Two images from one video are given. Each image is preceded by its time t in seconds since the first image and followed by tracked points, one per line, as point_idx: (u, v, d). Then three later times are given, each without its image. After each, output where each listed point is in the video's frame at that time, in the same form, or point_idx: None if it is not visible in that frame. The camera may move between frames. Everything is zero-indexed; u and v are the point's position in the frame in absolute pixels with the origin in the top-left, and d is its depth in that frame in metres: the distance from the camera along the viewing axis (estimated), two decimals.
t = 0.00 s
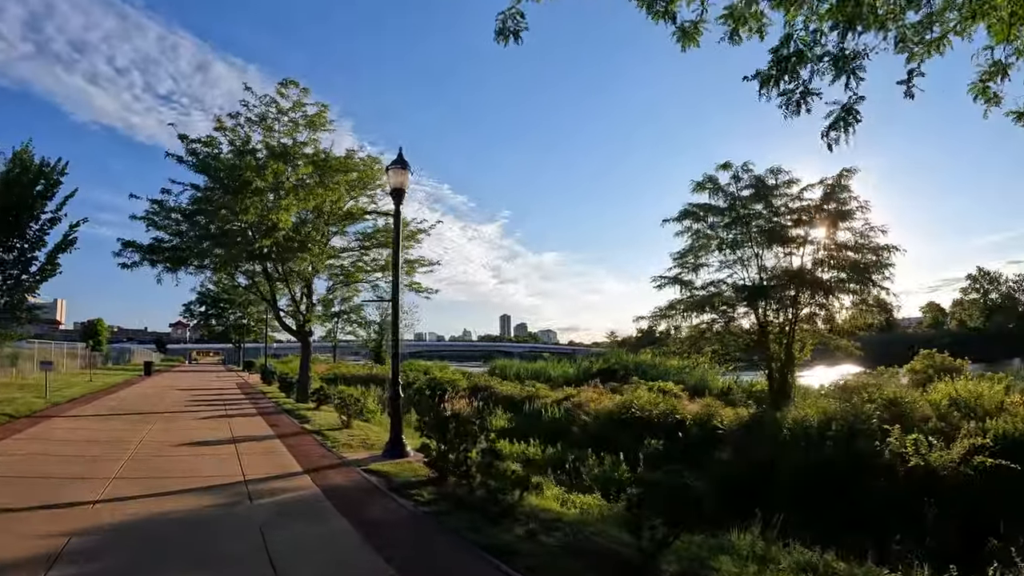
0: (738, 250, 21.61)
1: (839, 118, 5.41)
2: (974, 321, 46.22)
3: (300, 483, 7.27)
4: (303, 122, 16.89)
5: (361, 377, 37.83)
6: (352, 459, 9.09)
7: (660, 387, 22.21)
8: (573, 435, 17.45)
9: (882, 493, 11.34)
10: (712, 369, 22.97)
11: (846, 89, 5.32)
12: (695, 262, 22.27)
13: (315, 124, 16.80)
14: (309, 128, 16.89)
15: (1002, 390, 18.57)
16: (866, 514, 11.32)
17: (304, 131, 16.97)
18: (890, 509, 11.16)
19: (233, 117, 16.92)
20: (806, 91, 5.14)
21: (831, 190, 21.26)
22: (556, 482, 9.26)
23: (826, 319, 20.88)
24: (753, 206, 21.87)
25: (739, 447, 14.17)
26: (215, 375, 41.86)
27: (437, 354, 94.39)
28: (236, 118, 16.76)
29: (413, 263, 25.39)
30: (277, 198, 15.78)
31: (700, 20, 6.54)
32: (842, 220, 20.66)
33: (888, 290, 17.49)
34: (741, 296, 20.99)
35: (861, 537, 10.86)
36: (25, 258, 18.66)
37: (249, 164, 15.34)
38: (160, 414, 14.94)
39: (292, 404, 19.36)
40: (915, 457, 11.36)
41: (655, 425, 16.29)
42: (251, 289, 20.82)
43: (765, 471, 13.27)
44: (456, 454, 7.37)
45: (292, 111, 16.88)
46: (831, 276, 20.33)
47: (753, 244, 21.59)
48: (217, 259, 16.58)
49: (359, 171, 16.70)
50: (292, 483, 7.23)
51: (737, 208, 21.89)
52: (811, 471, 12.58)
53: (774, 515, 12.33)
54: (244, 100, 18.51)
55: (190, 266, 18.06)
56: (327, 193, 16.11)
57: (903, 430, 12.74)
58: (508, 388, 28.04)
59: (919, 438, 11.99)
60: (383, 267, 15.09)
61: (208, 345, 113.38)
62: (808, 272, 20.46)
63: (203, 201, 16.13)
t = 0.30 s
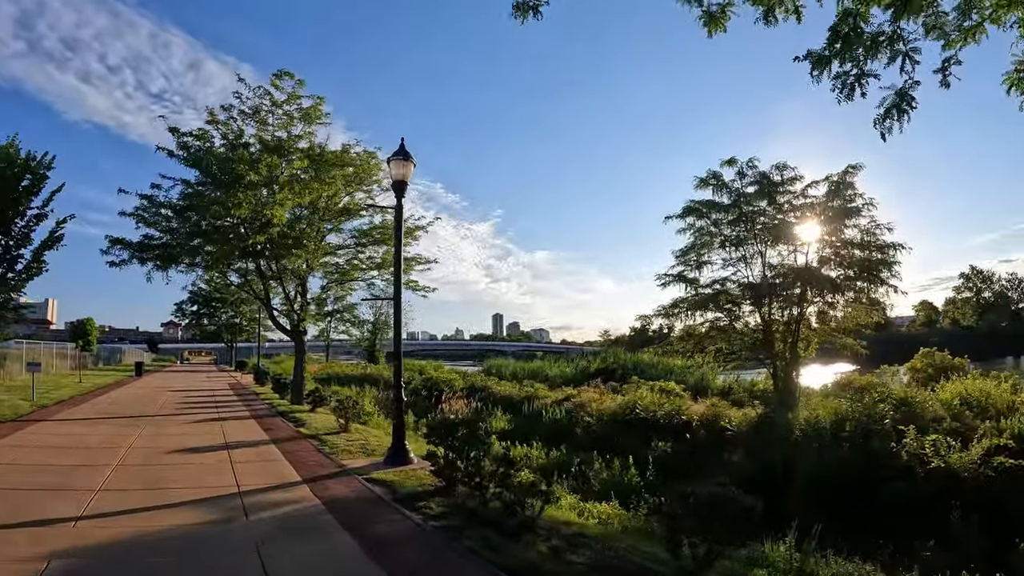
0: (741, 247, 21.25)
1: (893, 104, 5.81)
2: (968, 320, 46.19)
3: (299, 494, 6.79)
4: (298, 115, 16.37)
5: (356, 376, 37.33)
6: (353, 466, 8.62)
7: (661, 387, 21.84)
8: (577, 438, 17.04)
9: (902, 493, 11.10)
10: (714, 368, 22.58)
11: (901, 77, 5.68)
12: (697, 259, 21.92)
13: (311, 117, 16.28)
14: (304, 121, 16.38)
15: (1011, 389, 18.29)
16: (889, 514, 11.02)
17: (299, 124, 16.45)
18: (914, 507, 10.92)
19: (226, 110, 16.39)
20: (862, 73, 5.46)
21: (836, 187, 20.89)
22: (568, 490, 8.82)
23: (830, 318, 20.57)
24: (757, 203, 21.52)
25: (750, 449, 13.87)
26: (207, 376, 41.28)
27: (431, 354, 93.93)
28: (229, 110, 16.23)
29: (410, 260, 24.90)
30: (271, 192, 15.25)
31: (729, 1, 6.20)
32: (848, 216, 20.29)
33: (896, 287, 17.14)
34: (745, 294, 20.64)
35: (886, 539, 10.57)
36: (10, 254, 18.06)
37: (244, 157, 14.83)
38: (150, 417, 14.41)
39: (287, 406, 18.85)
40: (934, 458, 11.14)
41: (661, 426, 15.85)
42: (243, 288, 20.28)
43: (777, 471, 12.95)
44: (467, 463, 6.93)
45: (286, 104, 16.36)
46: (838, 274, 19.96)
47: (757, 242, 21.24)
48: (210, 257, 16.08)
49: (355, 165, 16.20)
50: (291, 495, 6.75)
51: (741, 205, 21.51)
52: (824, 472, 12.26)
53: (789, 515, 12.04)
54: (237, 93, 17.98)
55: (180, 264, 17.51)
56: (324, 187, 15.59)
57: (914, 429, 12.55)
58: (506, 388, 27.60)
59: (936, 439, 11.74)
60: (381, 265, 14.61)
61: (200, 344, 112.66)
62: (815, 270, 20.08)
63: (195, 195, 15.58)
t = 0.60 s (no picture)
0: (751, 242, 20.83)
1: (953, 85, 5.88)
2: (968, 316, 46.02)
3: (307, 501, 6.31)
4: (300, 105, 15.89)
5: (355, 374, 36.88)
6: (362, 468, 8.15)
7: (669, 385, 21.41)
8: (586, 438, 16.63)
9: (928, 494, 10.76)
10: (722, 366, 22.16)
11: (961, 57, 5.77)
12: (705, 255, 21.51)
13: (313, 107, 15.80)
14: (306, 111, 15.90)
15: None
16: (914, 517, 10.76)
17: (301, 115, 15.97)
18: (935, 508, 10.58)
19: (226, 100, 15.91)
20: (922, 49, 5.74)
21: (848, 180, 20.49)
22: (590, 491, 8.36)
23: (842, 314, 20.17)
24: (768, 197, 21.11)
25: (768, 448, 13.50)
26: (204, 373, 40.83)
27: (429, 351, 93.44)
28: (228, 100, 15.75)
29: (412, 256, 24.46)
30: (272, 184, 14.77)
31: None
32: (861, 211, 19.86)
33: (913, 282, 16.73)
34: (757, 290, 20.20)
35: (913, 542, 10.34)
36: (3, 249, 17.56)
37: (243, 148, 14.34)
38: (147, 417, 13.94)
39: (287, 405, 18.38)
40: (960, 456, 10.76)
41: (673, 425, 15.40)
42: (242, 284, 19.77)
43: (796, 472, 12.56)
44: (488, 466, 6.45)
45: (287, 94, 15.88)
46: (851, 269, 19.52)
47: (767, 237, 20.81)
48: (208, 251, 15.61)
49: (358, 156, 15.73)
50: (299, 501, 6.26)
51: (750, 200, 21.08)
52: (843, 472, 12.07)
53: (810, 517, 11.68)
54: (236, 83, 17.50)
55: (178, 259, 17.04)
56: (327, 179, 15.11)
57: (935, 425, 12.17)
58: (509, 386, 27.17)
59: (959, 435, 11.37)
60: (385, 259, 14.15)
61: (197, 342, 112.10)
62: (827, 266, 19.57)
63: (193, 187, 15.10)
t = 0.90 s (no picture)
0: (766, 240, 20.34)
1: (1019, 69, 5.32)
2: (977, 316, 45.55)
3: (320, 514, 5.85)
4: (306, 98, 15.44)
5: (360, 375, 36.43)
6: (375, 476, 7.70)
7: (682, 385, 20.92)
8: (601, 440, 16.15)
9: (959, 498, 10.34)
10: (736, 365, 21.66)
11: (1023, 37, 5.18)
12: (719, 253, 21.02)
13: (320, 101, 15.35)
14: (312, 106, 15.45)
15: None
16: (949, 517, 10.31)
17: (307, 108, 15.52)
18: (967, 512, 10.20)
19: (230, 94, 15.46)
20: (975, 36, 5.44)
21: (866, 176, 19.98)
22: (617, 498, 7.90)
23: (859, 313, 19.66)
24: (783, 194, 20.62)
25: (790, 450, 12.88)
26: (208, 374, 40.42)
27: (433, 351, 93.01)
28: (233, 94, 15.30)
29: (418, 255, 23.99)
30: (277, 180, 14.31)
31: None
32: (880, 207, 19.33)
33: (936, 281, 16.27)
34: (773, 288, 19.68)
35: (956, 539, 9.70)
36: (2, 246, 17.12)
37: (248, 142, 13.88)
38: (149, 420, 13.49)
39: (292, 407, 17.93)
40: (990, 457, 10.34)
41: (690, 427, 14.88)
42: (245, 283, 19.33)
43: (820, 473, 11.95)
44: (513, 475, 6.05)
45: (293, 87, 15.43)
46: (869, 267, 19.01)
47: (781, 234, 20.33)
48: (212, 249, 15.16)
49: (366, 151, 15.28)
50: (311, 514, 5.80)
51: (766, 196, 20.58)
52: (874, 475, 11.42)
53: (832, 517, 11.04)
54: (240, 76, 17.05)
55: (181, 257, 16.60)
56: (334, 175, 14.65)
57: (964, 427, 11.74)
58: (517, 387, 26.70)
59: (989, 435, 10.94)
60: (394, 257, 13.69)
61: (200, 342, 111.77)
62: (845, 263, 19.04)
63: (195, 183, 14.65)
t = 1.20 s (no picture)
0: (789, 233, 19.72)
1: None
2: (990, 314, 44.91)
3: (341, 525, 5.36)
4: (318, 88, 14.98)
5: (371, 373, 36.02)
6: (396, 482, 7.18)
7: (702, 383, 20.32)
8: (622, 440, 15.59)
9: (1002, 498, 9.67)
10: (758, 363, 21.03)
11: None
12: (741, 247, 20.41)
13: (332, 91, 14.89)
14: (325, 96, 14.99)
15: None
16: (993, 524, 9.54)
17: (319, 99, 15.05)
18: (1010, 512, 9.53)
19: (239, 84, 15.01)
20: None
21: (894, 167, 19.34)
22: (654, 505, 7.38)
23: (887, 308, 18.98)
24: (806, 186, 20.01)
25: (822, 450, 12.25)
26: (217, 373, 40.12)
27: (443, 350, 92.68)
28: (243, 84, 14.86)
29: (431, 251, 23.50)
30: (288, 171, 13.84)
31: None
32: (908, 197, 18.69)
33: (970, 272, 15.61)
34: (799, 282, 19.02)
35: (1003, 548, 8.93)
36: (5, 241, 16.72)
37: (258, 132, 13.42)
38: (157, 420, 13.05)
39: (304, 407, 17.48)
40: None
41: (716, 426, 14.32)
42: (256, 279, 18.89)
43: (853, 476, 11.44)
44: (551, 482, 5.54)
45: (304, 77, 14.96)
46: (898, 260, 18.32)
47: (805, 227, 19.69)
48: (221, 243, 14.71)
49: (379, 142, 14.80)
50: (333, 525, 5.32)
51: (789, 188, 19.95)
52: (909, 474, 10.85)
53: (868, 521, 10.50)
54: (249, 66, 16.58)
55: (189, 253, 16.18)
56: (346, 166, 14.18)
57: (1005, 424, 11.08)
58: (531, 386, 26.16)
59: None
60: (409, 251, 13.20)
61: (210, 341, 111.91)
62: (872, 256, 18.34)
63: (204, 176, 14.20)
